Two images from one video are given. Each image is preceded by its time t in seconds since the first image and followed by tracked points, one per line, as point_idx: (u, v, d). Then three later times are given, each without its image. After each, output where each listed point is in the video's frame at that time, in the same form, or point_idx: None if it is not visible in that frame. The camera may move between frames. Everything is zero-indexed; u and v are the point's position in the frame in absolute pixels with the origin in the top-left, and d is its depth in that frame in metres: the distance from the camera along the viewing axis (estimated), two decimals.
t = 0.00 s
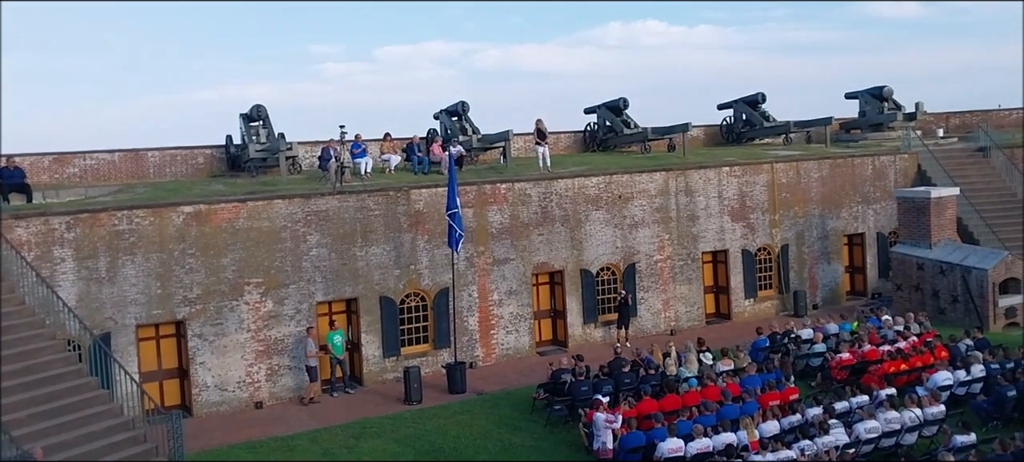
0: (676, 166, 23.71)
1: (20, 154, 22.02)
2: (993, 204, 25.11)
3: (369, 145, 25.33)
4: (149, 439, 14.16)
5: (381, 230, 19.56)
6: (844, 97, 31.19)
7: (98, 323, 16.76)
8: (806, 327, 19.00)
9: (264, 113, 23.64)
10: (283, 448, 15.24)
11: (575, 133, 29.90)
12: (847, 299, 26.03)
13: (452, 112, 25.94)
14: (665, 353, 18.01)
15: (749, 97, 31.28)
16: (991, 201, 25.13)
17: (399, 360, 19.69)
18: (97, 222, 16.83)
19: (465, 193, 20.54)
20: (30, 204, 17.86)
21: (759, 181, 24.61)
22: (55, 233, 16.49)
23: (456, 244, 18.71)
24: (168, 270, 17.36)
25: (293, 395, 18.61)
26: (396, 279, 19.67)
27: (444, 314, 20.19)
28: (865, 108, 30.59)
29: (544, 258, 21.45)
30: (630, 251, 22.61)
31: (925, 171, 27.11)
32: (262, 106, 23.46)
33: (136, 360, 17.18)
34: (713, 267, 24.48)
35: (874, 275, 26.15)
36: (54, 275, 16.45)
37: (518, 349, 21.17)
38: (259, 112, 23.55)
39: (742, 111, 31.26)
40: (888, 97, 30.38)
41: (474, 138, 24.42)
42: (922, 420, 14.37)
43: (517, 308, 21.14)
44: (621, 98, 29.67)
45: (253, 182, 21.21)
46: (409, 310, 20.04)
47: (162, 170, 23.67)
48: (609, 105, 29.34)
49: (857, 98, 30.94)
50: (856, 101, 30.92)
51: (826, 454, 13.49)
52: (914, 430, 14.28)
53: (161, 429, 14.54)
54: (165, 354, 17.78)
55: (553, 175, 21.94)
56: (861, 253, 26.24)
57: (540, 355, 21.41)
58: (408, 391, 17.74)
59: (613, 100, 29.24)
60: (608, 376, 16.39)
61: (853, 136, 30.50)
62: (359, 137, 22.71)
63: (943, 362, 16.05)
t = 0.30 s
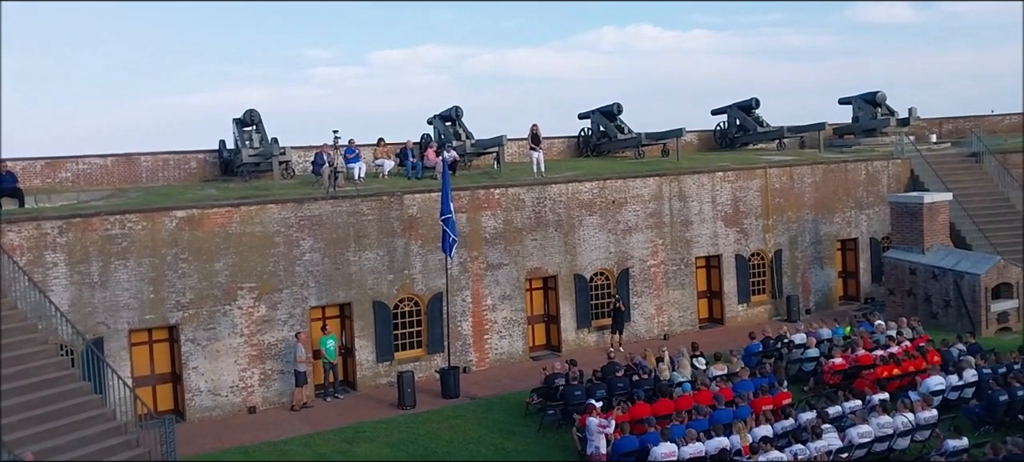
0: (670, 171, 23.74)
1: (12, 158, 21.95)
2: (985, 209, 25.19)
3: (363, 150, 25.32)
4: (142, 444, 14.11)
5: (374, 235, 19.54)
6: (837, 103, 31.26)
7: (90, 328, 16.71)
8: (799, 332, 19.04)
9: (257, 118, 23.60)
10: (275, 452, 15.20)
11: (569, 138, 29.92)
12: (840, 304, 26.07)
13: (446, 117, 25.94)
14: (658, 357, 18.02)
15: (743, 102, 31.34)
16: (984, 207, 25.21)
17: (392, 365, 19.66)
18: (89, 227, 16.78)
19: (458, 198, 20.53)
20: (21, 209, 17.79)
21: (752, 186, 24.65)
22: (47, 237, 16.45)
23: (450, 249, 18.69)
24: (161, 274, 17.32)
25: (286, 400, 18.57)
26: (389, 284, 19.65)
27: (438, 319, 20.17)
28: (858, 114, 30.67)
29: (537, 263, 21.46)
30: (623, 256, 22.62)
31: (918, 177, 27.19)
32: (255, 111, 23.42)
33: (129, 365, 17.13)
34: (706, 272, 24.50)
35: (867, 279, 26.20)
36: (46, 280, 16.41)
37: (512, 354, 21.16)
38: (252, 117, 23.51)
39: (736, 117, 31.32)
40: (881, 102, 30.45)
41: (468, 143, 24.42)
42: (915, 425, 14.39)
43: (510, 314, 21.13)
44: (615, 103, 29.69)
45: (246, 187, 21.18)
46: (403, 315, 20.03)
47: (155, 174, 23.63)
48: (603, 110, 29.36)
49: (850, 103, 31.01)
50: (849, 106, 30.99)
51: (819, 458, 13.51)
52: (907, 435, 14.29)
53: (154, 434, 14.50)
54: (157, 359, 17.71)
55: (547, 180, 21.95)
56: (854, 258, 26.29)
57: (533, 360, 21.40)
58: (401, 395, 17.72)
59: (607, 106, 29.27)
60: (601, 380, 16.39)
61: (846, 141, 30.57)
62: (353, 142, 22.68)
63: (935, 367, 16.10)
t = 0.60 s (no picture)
0: (663, 172, 23.77)
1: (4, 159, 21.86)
2: (978, 210, 25.29)
3: (357, 151, 25.30)
4: (135, 446, 14.07)
5: (368, 236, 19.52)
6: (831, 104, 31.33)
7: (82, 329, 16.65)
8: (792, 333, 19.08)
9: (251, 118, 23.56)
10: (268, 454, 15.16)
11: (563, 140, 29.94)
12: (833, 305, 26.13)
13: (440, 118, 25.93)
14: (652, 358, 18.03)
15: (736, 103, 31.39)
16: (977, 208, 25.30)
17: (386, 366, 19.64)
18: (82, 228, 16.74)
19: (452, 199, 20.54)
20: (14, 209, 17.73)
21: (745, 188, 24.70)
22: (39, 238, 16.40)
23: (444, 250, 18.68)
24: (154, 275, 17.28)
25: (280, 401, 18.54)
26: (383, 285, 19.64)
27: (432, 320, 20.16)
28: (851, 115, 30.74)
29: (531, 264, 21.46)
30: (617, 257, 22.64)
31: (911, 178, 27.28)
32: (249, 111, 23.39)
33: (122, 366, 17.08)
34: (700, 273, 24.54)
35: (860, 280, 26.27)
36: (38, 281, 16.36)
37: (506, 355, 21.15)
38: (246, 118, 23.47)
39: (729, 118, 31.38)
40: (874, 104, 30.52)
41: (462, 144, 24.41)
42: (908, 425, 14.41)
43: (504, 315, 21.13)
44: (609, 104, 29.71)
45: (239, 188, 21.15)
46: (397, 316, 20.02)
47: (148, 175, 23.58)
48: (597, 111, 29.39)
49: (843, 105, 31.08)
50: (842, 108, 31.07)
51: (812, 459, 13.53)
52: (899, 435, 14.30)
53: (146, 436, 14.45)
54: (151, 360, 17.68)
55: (540, 182, 21.96)
56: (847, 259, 26.36)
57: (527, 361, 21.40)
58: (395, 397, 17.70)
59: (601, 107, 29.28)
60: (595, 381, 16.41)
61: (840, 143, 30.65)
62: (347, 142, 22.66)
63: (928, 367, 16.14)
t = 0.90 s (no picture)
0: (654, 173, 23.81)
1: None
2: (968, 211, 25.43)
3: (347, 152, 25.26)
4: (124, 447, 14.01)
5: (358, 236, 19.50)
6: (820, 105, 31.43)
7: (71, 330, 16.58)
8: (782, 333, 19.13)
9: (240, 118, 23.50)
10: (258, 454, 15.13)
11: (553, 140, 29.95)
12: (822, 305, 26.21)
13: (431, 119, 25.91)
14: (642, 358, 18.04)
15: (726, 104, 31.46)
16: (966, 209, 25.44)
17: (377, 367, 19.61)
18: (71, 228, 16.67)
19: (443, 200, 20.53)
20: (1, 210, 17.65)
21: (735, 188, 24.75)
22: (27, 239, 16.33)
23: (435, 250, 18.66)
24: (143, 276, 17.22)
25: (270, 402, 18.48)
26: (373, 285, 19.61)
27: (422, 320, 20.15)
28: (841, 116, 30.85)
29: (522, 265, 21.46)
30: (608, 257, 22.66)
31: (900, 179, 27.38)
32: (238, 111, 23.33)
33: (111, 367, 17.01)
34: (690, 274, 24.58)
35: (849, 280, 26.36)
36: (27, 282, 16.29)
37: (496, 355, 21.14)
38: (235, 118, 23.42)
39: (719, 119, 31.44)
40: (863, 105, 30.62)
41: (453, 145, 24.40)
42: (896, 425, 14.47)
43: (495, 315, 21.12)
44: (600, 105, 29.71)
45: (229, 188, 21.10)
46: (387, 317, 20.00)
47: (137, 176, 23.50)
48: (588, 112, 29.41)
49: (833, 106, 31.18)
50: (832, 109, 31.16)
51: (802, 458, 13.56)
52: (889, 435, 14.37)
53: (136, 437, 14.39)
54: (140, 361, 17.61)
55: (531, 182, 21.97)
56: (837, 259, 26.44)
57: (518, 361, 21.39)
58: (386, 397, 17.67)
59: (592, 107, 29.30)
60: (585, 381, 16.41)
61: (829, 144, 30.76)
62: (337, 143, 22.62)
63: (916, 367, 16.21)
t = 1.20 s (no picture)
0: (642, 171, 23.84)
1: None
2: (953, 208, 25.58)
3: (335, 149, 25.19)
4: (110, 447, 13.93)
5: (346, 234, 19.45)
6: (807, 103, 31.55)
7: (56, 329, 16.47)
8: (769, 329, 19.20)
9: (227, 116, 23.39)
10: (246, 453, 15.09)
11: (542, 138, 29.96)
12: (809, 302, 26.32)
13: (420, 116, 25.86)
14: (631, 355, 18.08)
15: (714, 102, 31.53)
16: (951, 206, 25.58)
17: (365, 365, 19.57)
18: (56, 227, 16.55)
19: (432, 197, 20.51)
20: None
21: (723, 186, 24.81)
22: (12, 237, 16.20)
23: (424, 248, 18.64)
24: (130, 274, 17.12)
25: (258, 400, 18.42)
26: (362, 283, 19.56)
27: (411, 318, 20.11)
28: (828, 114, 30.97)
29: (511, 263, 21.45)
30: (597, 255, 22.69)
31: (886, 176, 27.52)
32: (226, 109, 23.21)
33: (97, 366, 16.91)
34: (678, 271, 24.64)
35: (836, 277, 26.48)
36: (11, 280, 16.17)
37: (485, 353, 21.13)
38: (222, 115, 23.30)
39: (707, 116, 31.51)
40: (850, 102, 30.76)
41: (441, 142, 24.35)
42: (883, 421, 14.56)
43: (484, 313, 21.11)
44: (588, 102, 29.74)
45: (216, 186, 21.00)
46: (376, 314, 19.96)
47: (123, 173, 23.36)
48: (576, 110, 29.42)
49: (820, 103, 31.30)
50: (819, 106, 31.28)
51: (789, 454, 13.61)
52: (875, 430, 14.46)
53: (122, 436, 14.31)
54: (127, 359, 17.52)
55: (520, 180, 21.96)
56: (823, 256, 26.56)
57: (507, 359, 21.39)
58: (374, 395, 17.64)
59: (581, 105, 29.32)
60: (574, 378, 16.42)
61: (817, 141, 30.88)
62: (325, 140, 22.55)
63: (903, 363, 16.30)
